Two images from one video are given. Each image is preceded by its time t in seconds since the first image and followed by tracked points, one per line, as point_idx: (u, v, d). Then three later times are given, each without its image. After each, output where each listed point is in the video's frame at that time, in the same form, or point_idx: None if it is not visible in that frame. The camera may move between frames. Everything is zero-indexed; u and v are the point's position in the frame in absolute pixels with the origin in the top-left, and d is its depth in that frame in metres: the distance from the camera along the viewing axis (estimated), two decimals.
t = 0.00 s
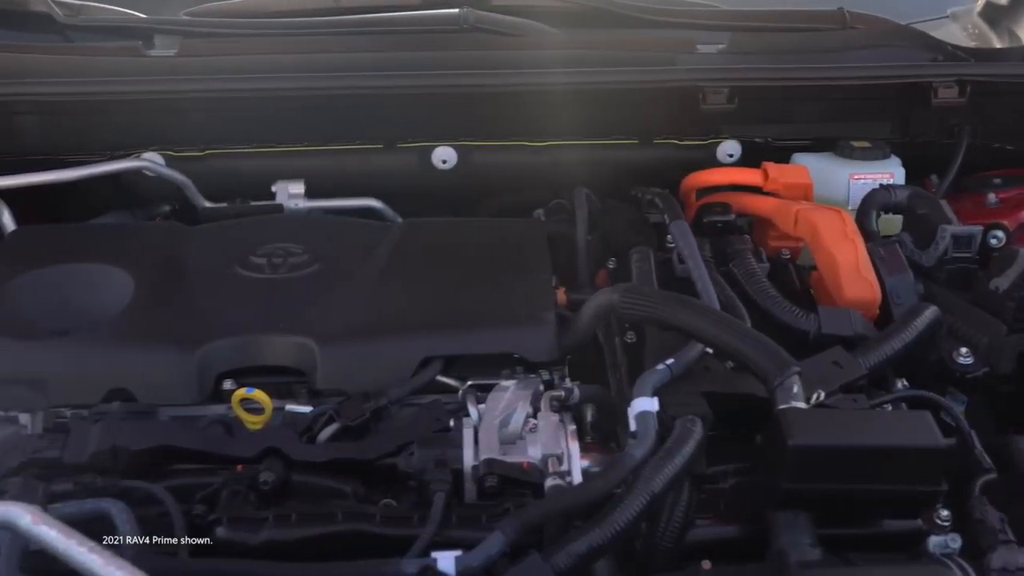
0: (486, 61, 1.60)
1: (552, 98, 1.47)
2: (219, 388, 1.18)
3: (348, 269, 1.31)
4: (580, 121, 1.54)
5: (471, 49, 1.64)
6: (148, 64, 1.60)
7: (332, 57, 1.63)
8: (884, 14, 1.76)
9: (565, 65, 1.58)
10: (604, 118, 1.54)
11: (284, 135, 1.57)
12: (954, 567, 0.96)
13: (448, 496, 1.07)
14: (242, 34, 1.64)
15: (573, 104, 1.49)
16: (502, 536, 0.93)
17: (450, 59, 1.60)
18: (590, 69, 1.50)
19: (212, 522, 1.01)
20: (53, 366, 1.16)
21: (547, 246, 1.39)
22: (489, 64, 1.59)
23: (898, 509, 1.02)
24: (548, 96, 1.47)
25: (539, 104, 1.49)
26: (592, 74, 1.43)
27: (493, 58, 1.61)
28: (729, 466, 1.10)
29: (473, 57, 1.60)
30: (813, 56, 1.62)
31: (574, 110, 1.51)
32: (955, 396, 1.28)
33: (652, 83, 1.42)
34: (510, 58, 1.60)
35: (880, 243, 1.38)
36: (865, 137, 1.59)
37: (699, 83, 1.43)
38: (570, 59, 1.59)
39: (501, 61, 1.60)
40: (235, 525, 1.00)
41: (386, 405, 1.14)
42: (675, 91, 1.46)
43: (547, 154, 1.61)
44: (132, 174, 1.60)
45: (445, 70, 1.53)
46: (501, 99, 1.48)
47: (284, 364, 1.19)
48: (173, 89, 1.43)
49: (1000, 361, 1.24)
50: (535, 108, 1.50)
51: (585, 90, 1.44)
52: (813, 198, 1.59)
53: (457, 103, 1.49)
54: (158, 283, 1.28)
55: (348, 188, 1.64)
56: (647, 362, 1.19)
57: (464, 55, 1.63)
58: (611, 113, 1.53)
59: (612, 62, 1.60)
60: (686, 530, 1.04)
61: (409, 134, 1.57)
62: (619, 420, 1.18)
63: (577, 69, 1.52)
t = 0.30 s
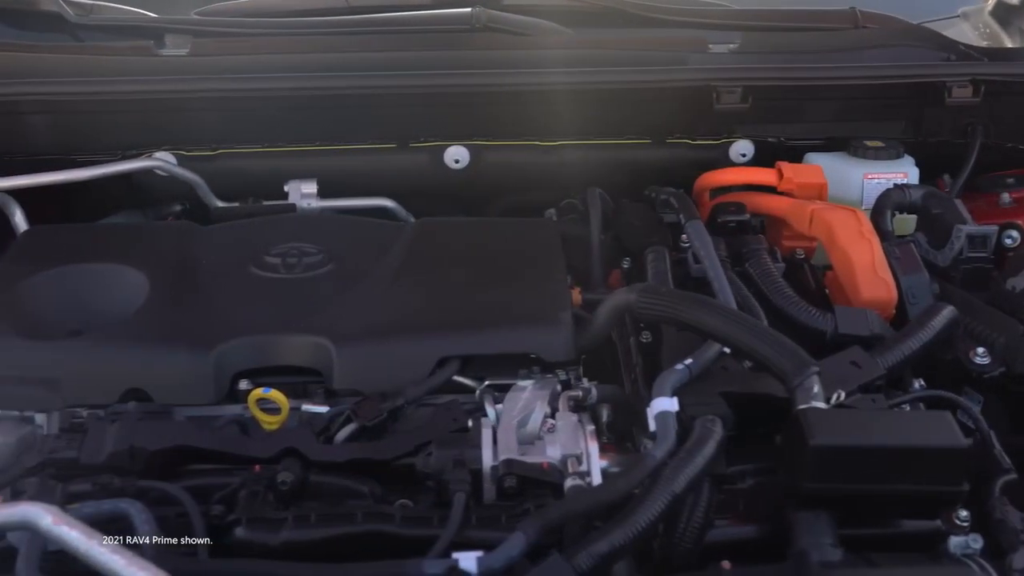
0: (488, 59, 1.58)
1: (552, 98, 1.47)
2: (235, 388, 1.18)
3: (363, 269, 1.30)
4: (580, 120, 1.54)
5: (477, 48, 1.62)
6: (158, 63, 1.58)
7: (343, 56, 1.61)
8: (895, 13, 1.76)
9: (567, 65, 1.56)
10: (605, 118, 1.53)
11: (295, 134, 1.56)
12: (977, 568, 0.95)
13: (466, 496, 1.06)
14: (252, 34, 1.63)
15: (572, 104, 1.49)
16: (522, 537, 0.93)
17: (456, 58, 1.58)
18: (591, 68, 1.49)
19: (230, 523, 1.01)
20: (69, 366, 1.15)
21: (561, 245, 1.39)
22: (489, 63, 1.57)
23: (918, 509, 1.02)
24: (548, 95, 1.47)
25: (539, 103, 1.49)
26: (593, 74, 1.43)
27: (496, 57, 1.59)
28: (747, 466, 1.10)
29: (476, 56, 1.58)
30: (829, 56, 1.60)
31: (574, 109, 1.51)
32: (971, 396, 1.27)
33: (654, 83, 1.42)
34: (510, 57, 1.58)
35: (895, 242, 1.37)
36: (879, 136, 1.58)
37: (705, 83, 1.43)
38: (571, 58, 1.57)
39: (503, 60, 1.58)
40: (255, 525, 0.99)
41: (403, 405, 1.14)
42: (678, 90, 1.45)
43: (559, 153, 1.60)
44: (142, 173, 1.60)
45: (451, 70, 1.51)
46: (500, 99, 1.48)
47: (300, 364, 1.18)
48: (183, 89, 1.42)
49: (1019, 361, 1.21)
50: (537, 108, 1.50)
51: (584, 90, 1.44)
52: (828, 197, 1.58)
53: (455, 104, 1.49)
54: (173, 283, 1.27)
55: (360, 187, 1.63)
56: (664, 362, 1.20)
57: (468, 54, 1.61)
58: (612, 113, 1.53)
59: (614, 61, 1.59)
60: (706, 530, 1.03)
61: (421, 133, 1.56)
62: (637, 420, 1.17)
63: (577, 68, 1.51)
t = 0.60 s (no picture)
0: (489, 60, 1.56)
1: (552, 98, 1.46)
2: (251, 388, 1.17)
3: (378, 269, 1.30)
4: (580, 120, 1.53)
5: (482, 48, 1.61)
6: (169, 63, 1.58)
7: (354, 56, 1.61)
8: (906, 12, 1.75)
9: (567, 65, 1.55)
10: (605, 118, 1.53)
11: (307, 135, 1.56)
12: (1000, 569, 0.95)
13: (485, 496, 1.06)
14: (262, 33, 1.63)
15: (572, 104, 1.49)
16: (544, 537, 0.93)
17: (458, 57, 1.57)
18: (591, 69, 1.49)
19: (250, 523, 1.00)
20: (84, 366, 1.15)
21: (575, 244, 1.39)
22: (489, 63, 1.56)
23: (939, 510, 1.02)
24: (548, 95, 1.46)
25: (539, 103, 1.49)
26: (593, 74, 1.43)
27: (495, 57, 1.57)
28: (766, 466, 1.11)
29: (478, 56, 1.57)
30: (844, 55, 1.60)
31: (574, 109, 1.50)
32: (988, 397, 1.24)
33: (654, 83, 1.41)
34: (511, 57, 1.57)
35: (910, 242, 1.37)
36: (892, 136, 1.58)
37: (707, 83, 1.42)
38: (571, 58, 1.56)
39: (503, 60, 1.57)
40: (274, 525, 0.99)
41: (420, 406, 1.13)
42: (679, 91, 1.45)
43: (572, 153, 1.60)
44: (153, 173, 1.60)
45: (454, 70, 1.50)
46: (501, 99, 1.47)
47: (317, 364, 1.18)
48: (193, 90, 1.42)
49: None
50: (536, 108, 1.50)
51: (584, 90, 1.44)
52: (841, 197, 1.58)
53: (455, 104, 1.48)
54: (188, 283, 1.27)
55: (372, 187, 1.63)
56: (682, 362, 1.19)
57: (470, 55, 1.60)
58: (612, 113, 1.52)
59: (616, 61, 1.58)
60: (725, 530, 1.03)
61: (433, 133, 1.56)
62: (654, 420, 1.17)
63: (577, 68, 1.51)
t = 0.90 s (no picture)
0: (485, 60, 1.56)
1: (553, 98, 1.46)
2: (267, 388, 1.17)
3: (392, 269, 1.30)
4: (580, 120, 1.53)
5: (490, 48, 1.61)
6: (181, 63, 1.58)
7: (366, 55, 1.60)
8: (917, 12, 1.75)
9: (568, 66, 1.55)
10: (605, 118, 1.53)
11: (319, 134, 1.55)
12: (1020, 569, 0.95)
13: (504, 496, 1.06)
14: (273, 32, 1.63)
15: (572, 104, 1.48)
16: (565, 538, 0.93)
17: (463, 57, 1.57)
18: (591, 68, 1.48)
19: (269, 524, 1.00)
20: (100, 366, 1.15)
21: (589, 244, 1.39)
22: (492, 63, 1.56)
23: (958, 511, 1.02)
24: (549, 95, 1.46)
25: (539, 103, 1.48)
26: (594, 74, 1.42)
27: (495, 57, 1.57)
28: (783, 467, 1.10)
29: (483, 56, 1.57)
30: (857, 55, 1.59)
31: (574, 109, 1.50)
32: (1004, 397, 1.23)
33: (656, 83, 1.41)
34: (511, 57, 1.57)
35: (924, 242, 1.37)
36: (905, 135, 1.58)
37: (715, 83, 1.42)
38: (572, 58, 1.56)
39: (499, 60, 1.56)
40: (293, 526, 0.99)
41: (438, 406, 1.13)
42: (681, 91, 1.44)
43: (584, 153, 1.60)
44: (166, 173, 1.60)
45: (459, 70, 1.49)
46: (502, 99, 1.46)
47: (332, 364, 1.17)
48: (204, 90, 1.42)
49: None
50: (537, 108, 1.49)
51: (584, 90, 1.43)
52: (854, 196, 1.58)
53: (455, 104, 1.48)
54: (202, 283, 1.27)
55: (384, 187, 1.63)
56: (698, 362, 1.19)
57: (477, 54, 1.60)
58: (612, 113, 1.52)
59: (617, 61, 1.57)
60: (744, 530, 1.03)
61: (445, 133, 1.56)
62: (670, 420, 1.17)
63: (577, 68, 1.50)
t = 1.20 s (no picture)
0: (487, 59, 1.56)
1: (552, 98, 1.45)
2: (282, 389, 1.17)
3: (407, 270, 1.30)
4: (578, 120, 1.52)
5: (492, 48, 1.60)
6: (193, 63, 1.58)
7: (379, 55, 1.60)
8: (930, 11, 1.75)
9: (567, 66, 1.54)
10: (604, 118, 1.52)
11: (331, 134, 1.55)
12: None
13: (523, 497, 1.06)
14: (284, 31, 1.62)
15: (571, 104, 1.48)
16: (586, 539, 0.92)
17: (467, 57, 1.57)
18: (592, 68, 1.48)
19: (289, 525, 1.00)
20: (116, 367, 1.14)
21: (602, 244, 1.38)
22: (493, 63, 1.55)
23: (978, 511, 1.02)
24: (548, 95, 1.46)
25: (538, 103, 1.47)
26: (595, 74, 1.42)
27: (494, 56, 1.57)
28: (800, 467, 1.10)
29: (484, 55, 1.56)
30: (869, 54, 1.59)
31: (573, 109, 1.49)
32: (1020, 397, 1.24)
33: (656, 83, 1.41)
34: (511, 57, 1.56)
35: (939, 242, 1.37)
36: (918, 135, 1.57)
37: (726, 83, 1.42)
38: (571, 58, 1.55)
39: (500, 59, 1.56)
40: (313, 527, 0.99)
41: (455, 406, 1.12)
42: (681, 92, 1.44)
43: (596, 153, 1.60)
44: (177, 173, 1.59)
45: (466, 70, 1.49)
46: (500, 99, 1.46)
47: (349, 364, 1.17)
48: (218, 91, 1.42)
49: None
50: (536, 108, 1.49)
51: (584, 90, 1.43)
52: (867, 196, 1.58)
53: (453, 104, 1.47)
54: (217, 283, 1.27)
55: (395, 186, 1.63)
56: (715, 362, 1.19)
57: (480, 54, 1.60)
58: (611, 113, 1.51)
59: (616, 61, 1.57)
60: (763, 531, 1.03)
61: (457, 133, 1.55)
62: (687, 420, 1.16)
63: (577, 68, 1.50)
